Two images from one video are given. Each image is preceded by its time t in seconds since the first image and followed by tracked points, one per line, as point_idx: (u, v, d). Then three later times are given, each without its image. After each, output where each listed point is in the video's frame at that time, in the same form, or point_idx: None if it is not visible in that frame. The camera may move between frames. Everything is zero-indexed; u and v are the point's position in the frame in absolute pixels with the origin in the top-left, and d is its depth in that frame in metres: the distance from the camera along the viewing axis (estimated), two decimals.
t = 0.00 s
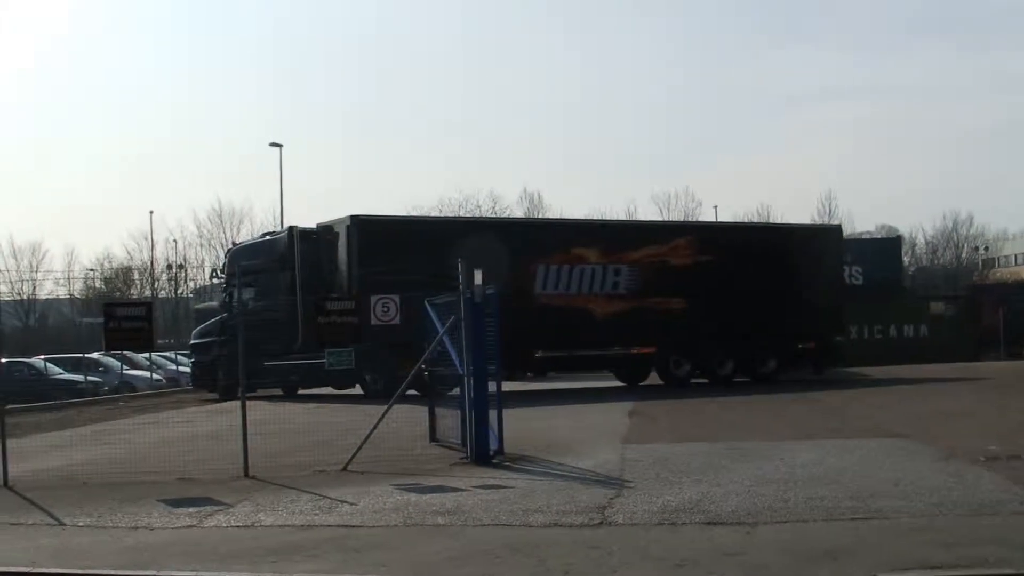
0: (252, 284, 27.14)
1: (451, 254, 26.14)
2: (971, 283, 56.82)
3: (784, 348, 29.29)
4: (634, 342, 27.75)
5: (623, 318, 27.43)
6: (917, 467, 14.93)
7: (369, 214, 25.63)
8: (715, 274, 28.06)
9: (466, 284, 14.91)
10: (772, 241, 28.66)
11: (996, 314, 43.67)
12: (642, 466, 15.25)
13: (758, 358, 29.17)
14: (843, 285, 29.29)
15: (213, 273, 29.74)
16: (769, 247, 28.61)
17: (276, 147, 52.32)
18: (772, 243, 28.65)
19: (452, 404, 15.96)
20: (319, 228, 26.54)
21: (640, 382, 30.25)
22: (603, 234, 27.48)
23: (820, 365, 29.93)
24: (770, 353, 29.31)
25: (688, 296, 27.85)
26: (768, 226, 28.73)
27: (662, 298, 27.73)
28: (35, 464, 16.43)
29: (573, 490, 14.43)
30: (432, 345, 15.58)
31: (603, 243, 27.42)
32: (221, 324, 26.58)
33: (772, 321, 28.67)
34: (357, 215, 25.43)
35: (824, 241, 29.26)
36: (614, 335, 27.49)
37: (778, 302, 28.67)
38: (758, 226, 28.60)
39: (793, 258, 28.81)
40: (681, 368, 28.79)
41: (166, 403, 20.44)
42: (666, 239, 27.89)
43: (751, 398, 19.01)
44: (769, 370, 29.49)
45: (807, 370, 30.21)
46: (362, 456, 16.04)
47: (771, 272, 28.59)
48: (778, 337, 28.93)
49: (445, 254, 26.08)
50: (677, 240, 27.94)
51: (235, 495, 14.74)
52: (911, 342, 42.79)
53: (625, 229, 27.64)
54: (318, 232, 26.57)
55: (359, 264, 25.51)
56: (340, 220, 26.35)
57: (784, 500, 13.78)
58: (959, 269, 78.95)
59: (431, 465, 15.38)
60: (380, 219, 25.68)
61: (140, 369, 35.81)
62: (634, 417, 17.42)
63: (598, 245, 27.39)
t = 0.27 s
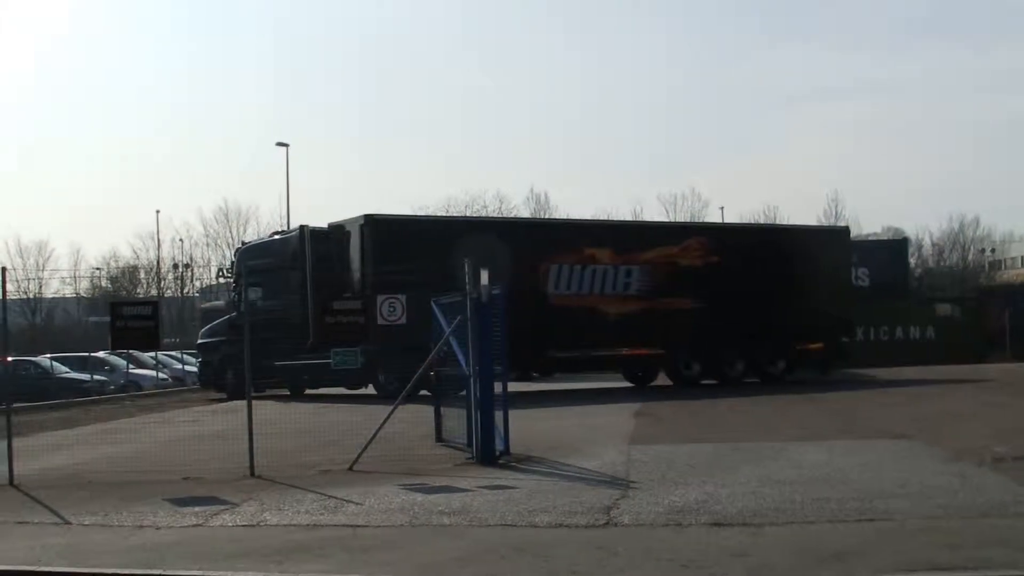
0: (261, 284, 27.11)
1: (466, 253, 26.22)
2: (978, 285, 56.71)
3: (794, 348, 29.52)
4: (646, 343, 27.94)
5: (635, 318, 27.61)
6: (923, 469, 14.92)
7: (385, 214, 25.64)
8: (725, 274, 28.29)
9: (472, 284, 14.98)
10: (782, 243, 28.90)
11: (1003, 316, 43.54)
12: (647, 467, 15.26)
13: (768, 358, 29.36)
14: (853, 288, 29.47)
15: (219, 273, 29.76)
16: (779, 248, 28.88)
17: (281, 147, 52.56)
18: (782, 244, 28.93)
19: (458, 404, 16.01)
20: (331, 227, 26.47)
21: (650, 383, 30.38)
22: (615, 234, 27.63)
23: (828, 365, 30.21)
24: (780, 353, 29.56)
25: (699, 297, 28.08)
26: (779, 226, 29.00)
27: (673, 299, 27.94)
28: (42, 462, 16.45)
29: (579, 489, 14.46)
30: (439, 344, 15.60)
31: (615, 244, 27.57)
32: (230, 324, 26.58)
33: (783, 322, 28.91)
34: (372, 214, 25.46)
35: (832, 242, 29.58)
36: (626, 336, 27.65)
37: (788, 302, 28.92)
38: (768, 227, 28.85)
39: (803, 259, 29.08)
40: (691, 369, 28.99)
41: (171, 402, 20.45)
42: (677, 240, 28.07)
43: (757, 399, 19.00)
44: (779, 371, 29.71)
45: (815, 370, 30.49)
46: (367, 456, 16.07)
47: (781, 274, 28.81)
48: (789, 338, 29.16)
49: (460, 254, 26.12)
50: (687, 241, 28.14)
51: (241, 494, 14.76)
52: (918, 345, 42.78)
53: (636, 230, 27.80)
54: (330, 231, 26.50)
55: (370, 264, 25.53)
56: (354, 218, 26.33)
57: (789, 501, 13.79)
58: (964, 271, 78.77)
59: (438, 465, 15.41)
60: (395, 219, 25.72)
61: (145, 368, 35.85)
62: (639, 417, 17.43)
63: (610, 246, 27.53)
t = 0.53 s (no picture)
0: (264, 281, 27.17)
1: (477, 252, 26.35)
2: (980, 287, 56.69)
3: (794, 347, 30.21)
4: (651, 342, 28.27)
5: (641, 318, 27.94)
6: (922, 470, 14.91)
7: (394, 212, 25.43)
8: (729, 275, 28.74)
9: (472, 283, 14.96)
10: (784, 243, 29.43)
11: (1002, 319, 43.66)
12: (647, 467, 15.26)
13: (769, 358, 30.04)
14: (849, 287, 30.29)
15: (219, 271, 29.76)
16: (782, 250, 29.47)
17: (282, 143, 52.17)
18: (785, 246, 29.50)
19: (457, 403, 16.02)
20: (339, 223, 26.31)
21: (652, 382, 30.79)
22: (622, 234, 27.86)
23: (827, 364, 30.94)
24: (781, 352, 30.24)
25: (703, 296, 28.49)
26: (782, 228, 29.53)
27: (679, 298, 28.30)
28: (42, 458, 16.44)
29: (579, 488, 14.46)
30: (439, 342, 15.65)
31: (622, 243, 27.81)
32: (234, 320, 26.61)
33: (784, 322, 29.56)
34: (383, 213, 25.27)
35: (833, 244, 30.22)
36: (632, 335, 27.99)
37: (790, 303, 29.54)
38: (771, 229, 29.39)
39: (805, 261, 29.68)
40: (695, 368, 29.50)
41: (171, 399, 20.44)
42: (682, 240, 28.40)
43: (759, 399, 18.99)
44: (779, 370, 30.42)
45: (814, 369, 31.24)
46: (366, 453, 16.09)
47: (782, 274, 29.39)
48: (790, 338, 29.82)
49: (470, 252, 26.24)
50: (693, 241, 28.49)
51: (241, 491, 14.75)
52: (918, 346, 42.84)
53: (643, 229, 28.04)
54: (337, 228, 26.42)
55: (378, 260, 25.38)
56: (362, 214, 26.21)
57: (789, 501, 13.79)
58: (965, 273, 78.77)
59: (438, 463, 15.42)
60: (408, 217, 25.67)
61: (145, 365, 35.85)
62: (639, 417, 17.44)
63: (617, 245, 27.76)
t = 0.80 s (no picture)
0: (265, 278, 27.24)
1: (484, 250, 26.37)
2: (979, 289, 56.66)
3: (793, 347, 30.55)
4: (655, 343, 28.40)
5: (645, 318, 28.08)
6: (920, 472, 14.92)
7: (400, 209, 25.52)
8: (730, 275, 29.00)
9: (471, 282, 14.96)
10: (784, 245, 29.85)
11: (1002, 321, 43.18)
12: (645, 467, 15.27)
13: (769, 358, 30.34)
14: (847, 287, 30.72)
15: (218, 268, 29.76)
16: (781, 251, 29.80)
17: (282, 139, 49.85)
18: (784, 247, 29.83)
19: (455, 401, 16.04)
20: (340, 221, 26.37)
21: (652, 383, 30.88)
22: (626, 234, 27.96)
23: (825, 364, 31.26)
24: (781, 353, 30.56)
25: (705, 296, 28.73)
26: (781, 229, 29.87)
27: (681, 299, 28.47)
28: (39, 454, 16.42)
29: (577, 488, 14.46)
30: (437, 341, 15.66)
31: (626, 244, 27.91)
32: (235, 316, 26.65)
33: (783, 323, 29.87)
34: (390, 210, 25.36)
35: (831, 246, 30.55)
36: (636, 336, 28.12)
37: (789, 304, 29.86)
38: (771, 230, 29.72)
39: (804, 262, 30.04)
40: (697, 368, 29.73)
41: (169, 396, 20.42)
42: (684, 240, 28.58)
43: (757, 400, 18.99)
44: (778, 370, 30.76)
45: (812, 369, 31.56)
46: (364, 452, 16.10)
47: (784, 275, 29.74)
48: (789, 338, 30.13)
49: (476, 250, 26.31)
50: (694, 242, 28.69)
51: (238, 489, 14.73)
52: (917, 347, 42.91)
53: (646, 230, 28.17)
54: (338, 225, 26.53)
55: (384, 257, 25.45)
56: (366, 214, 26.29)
57: (786, 502, 13.80)
58: (964, 275, 78.71)
59: (435, 462, 15.42)
60: (415, 215, 25.70)
61: (143, 361, 35.84)
62: (637, 417, 17.43)
63: (621, 245, 27.85)
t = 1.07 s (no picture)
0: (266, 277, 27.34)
1: (485, 250, 26.46)
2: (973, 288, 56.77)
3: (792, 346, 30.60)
4: (656, 342, 28.43)
5: (647, 317, 28.11)
6: (917, 470, 14.92)
7: (404, 209, 25.67)
8: (732, 274, 29.05)
9: (467, 281, 14.99)
10: (783, 242, 29.90)
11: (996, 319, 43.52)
12: (642, 466, 15.26)
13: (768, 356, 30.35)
14: (846, 284, 30.74)
15: (215, 268, 29.76)
16: (780, 250, 29.89)
17: (277, 139, 51.73)
18: (784, 246, 29.92)
19: (452, 401, 16.06)
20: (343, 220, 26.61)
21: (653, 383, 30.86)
22: (628, 233, 28.00)
23: (824, 363, 31.28)
24: (780, 352, 30.57)
25: (706, 296, 28.77)
26: (780, 228, 29.97)
27: (683, 298, 28.50)
28: (36, 455, 16.42)
29: (574, 487, 14.47)
30: (434, 341, 15.68)
31: (627, 243, 27.95)
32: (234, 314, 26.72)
33: (783, 321, 29.90)
34: (395, 209, 25.51)
35: (830, 245, 30.66)
36: (638, 335, 28.15)
37: (789, 302, 29.91)
38: (770, 229, 29.82)
39: (803, 261, 30.13)
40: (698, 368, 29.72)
41: (166, 397, 20.43)
42: (686, 239, 28.64)
43: (754, 399, 19.00)
44: (778, 369, 30.73)
45: (811, 368, 31.58)
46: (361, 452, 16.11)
47: (783, 273, 29.77)
48: (788, 337, 30.17)
49: (478, 250, 26.35)
50: (695, 241, 28.75)
51: (235, 490, 14.74)
52: (914, 346, 42.83)
53: (648, 229, 28.22)
54: (342, 225, 26.75)
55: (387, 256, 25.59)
56: (369, 213, 26.51)
57: (783, 501, 13.80)
58: (962, 273, 78.65)
59: (433, 462, 15.43)
60: (418, 214, 25.80)
61: (141, 362, 35.83)
62: (634, 417, 17.43)
63: (623, 244, 27.90)
